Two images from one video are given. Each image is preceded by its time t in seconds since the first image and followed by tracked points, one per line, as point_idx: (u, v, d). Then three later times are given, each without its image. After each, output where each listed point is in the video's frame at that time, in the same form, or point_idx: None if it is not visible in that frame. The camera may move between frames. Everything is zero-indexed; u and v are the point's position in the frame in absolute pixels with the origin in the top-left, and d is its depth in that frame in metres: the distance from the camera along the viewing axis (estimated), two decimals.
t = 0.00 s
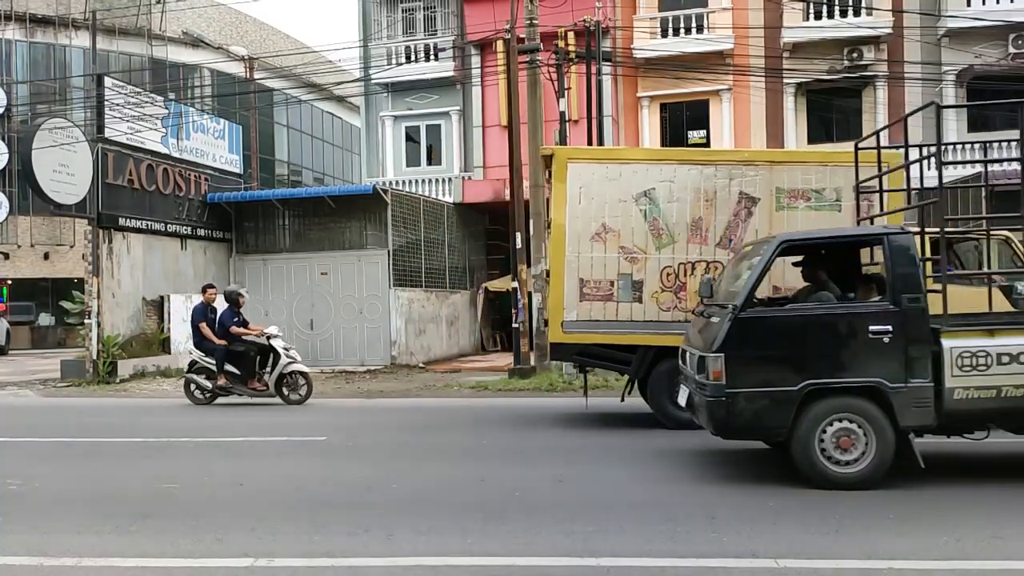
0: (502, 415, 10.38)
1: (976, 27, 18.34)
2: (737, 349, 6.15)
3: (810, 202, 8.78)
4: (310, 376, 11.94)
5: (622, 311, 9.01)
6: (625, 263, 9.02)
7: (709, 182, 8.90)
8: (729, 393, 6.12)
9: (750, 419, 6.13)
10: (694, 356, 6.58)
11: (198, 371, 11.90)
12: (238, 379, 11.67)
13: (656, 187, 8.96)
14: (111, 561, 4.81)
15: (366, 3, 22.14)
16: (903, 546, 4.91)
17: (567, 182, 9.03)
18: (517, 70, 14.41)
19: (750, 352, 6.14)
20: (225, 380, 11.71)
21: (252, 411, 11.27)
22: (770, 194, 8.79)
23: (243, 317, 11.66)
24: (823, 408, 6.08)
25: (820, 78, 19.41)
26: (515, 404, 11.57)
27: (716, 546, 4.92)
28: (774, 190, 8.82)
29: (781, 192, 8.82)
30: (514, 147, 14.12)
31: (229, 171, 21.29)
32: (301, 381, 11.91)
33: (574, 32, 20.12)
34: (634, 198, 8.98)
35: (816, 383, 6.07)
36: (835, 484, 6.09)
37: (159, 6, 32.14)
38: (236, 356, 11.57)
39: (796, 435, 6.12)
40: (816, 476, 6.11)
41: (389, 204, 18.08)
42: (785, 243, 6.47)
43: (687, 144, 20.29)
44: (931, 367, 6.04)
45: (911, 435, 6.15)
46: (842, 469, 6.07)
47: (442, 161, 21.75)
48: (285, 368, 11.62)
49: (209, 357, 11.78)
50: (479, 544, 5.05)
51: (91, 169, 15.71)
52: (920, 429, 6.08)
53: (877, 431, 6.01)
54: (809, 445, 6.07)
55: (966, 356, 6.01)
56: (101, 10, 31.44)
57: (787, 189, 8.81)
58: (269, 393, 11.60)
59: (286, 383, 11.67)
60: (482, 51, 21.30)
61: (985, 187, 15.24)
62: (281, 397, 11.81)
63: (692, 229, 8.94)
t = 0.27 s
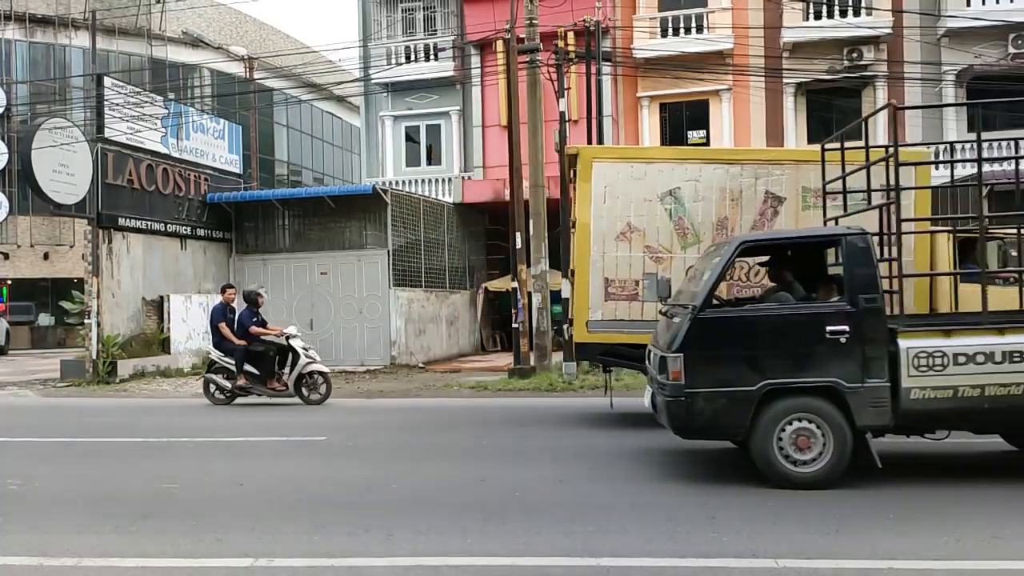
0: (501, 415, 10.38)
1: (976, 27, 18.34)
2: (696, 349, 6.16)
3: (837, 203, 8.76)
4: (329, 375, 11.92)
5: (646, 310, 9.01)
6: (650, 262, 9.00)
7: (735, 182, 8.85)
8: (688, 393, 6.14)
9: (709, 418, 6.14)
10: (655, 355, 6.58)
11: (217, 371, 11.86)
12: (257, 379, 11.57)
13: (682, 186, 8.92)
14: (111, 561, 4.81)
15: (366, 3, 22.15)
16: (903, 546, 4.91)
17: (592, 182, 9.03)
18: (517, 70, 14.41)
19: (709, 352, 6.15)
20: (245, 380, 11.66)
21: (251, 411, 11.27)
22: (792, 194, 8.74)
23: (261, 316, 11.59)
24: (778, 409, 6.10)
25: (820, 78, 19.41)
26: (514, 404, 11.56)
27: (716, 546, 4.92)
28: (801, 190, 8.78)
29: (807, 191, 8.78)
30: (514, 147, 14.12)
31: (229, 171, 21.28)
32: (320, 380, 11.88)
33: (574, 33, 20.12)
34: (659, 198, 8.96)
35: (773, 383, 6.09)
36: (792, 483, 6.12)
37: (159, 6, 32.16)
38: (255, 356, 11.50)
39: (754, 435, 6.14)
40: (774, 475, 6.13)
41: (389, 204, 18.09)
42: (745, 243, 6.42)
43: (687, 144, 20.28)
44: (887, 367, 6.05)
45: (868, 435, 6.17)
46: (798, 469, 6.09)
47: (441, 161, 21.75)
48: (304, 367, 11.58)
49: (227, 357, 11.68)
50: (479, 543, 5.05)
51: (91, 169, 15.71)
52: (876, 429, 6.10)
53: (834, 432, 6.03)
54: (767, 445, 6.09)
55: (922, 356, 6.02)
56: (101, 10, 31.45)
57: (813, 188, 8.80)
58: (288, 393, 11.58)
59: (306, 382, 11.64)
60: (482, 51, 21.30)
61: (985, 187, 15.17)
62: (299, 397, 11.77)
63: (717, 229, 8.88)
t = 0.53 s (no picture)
0: (501, 415, 10.38)
1: (975, 27, 18.34)
2: (651, 349, 6.16)
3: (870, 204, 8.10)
4: (351, 375, 11.89)
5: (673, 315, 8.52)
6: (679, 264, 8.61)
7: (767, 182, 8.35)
8: (642, 393, 6.14)
9: (663, 418, 6.15)
10: (614, 356, 6.59)
11: (238, 371, 11.81)
12: (280, 379, 11.57)
13: (712, 185, 8.45)
14: (112, 561, 4.80)
15: (366, 4, 22.15)
16: (903, 545, 4.91)
17: (620, 182, 8.66)
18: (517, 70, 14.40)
19: (663, 352, 6.15)
20: (267, 380, 11.62)
21: (251, 411, 11.28)
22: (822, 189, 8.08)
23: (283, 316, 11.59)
24: (731, 410, 6.10)
25: (820, 78, 19.41)
26: (514, 404, 11.56)
27: (715, 546, 4.92)
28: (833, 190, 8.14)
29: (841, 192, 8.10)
30: (514, 147, 14.12)
31: (229, 171, 21.27)
32: (342, 381, 11.84)
33: (574, 33, 20.12)
34: (688, 197, 8.50)
35: (726, 383, 6.08)
36: (746, 483, 6.15)
37: (159, 6, 32.19)
38: (278, 356, 11.49)
39: (708, 435, 6.15)
40: (728, 475, 6.16)
41: (389, 204, 18.09)
42: (701, 245, 6.48)
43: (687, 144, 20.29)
44: (840, 368, 6.05)
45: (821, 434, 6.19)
46: (751, 468, 6.13)
47: (441, 161, 21.76)
48: (326, 368, 11.55)
49: (249, 357, 11.65)
50: (479, 543, 5.05)
51: (91, 169, 15.71)
52: (829, 428, 6.12)
53: (788, 432, 6.05)
54: (721, 445, 6.11)
55: (874, 356, 6.01)
56: (101, 11, 31.47)
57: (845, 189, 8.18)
58: (311, 393, 11.54)
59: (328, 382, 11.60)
60: (482, 51, 21.32)
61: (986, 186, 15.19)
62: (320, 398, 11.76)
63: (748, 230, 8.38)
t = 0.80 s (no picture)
0: (500, 415, 10.38)
1: (975, 27, 18.34)
2: (610, 349, 6.18)
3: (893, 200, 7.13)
4: (371, 375, 11.90)
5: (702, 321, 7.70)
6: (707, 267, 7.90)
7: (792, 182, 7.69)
8: (602, 393, 6.17)
9: (624, 418, 6.17)
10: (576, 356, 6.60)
11: (258, 371, 11.74)
12: (299, 379, 11.54)
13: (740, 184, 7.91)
14: (111, 561, 4.80)
15: (366, 4, 22.15)
16: (903, 545, 4.92)
17: (644, 182, 7.95)
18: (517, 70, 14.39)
19: (623, 352, 6.16)
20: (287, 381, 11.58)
21: (250, 411, 11.29)
22: (855, 185, 7.38)
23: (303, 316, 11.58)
24: (691, 410, 6.13)
25: (820, 78, 19.41)
26: (514, 404, 11.56)
27: (715, 546, 4.92)
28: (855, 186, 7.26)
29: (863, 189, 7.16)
30: (513, 148, 14.11)
31: (229, 171, 21.27)
32: (362, 381, 11.84)
33: (574, 33, 20.11)
34: (714, 195, 7.90)
35: (686, 383, 6.10)
36: (706, 483, 6.18)
37: (159, 6, 32.21)
38: (298, 356, 11.46)
39: (668, 435, 6.16)
40: (689, 475, 6.19)
41: (389, 204, 18.10)
42: (662, 245, 6.39)
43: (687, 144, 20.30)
44: (798, 368, 6.07)
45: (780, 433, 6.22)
46: (711, 468, 6.15)
47: (441, 161, 21.76)
48: (346, 368, 11.54)
49: (268, 357, 11.60)
50: (479, 544, 5.05)
51: (90, 169, 15.71)
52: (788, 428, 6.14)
53: (748, 434, 6.08)
54: (682, 445, 6.13)
55: (831, 357, 6.01)
56: (102, 11, 31.49)
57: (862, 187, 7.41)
58: (331, 393, 11.53)
59: (348, 382, 11.60)
60: (482, 51, 21.35)
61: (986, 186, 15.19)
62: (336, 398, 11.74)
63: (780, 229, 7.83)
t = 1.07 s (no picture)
0: (500, 415, 10.38)
1: (975, 27, 18.34)
2: (570, 349, 6.25)
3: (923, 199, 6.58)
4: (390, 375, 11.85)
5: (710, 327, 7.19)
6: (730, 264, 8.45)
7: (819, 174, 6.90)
8: (562, 393, 6.24)
9: (583, 418, 6.24)
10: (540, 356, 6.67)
11: (278, 371, 11.71)
12: (319, 379, 11.51)
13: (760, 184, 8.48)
14: (111, 561, 4.80)
15: (366, 4, 22.15)
16: (904, 545, 4.91)
17: (671, 181, 8.48)
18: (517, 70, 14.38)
19: (585, 353, 6.22)
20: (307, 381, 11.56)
21: (249, 411, 11.30)
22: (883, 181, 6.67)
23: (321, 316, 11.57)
24: (650, 411, 6.18)
25: (820, 78, 19.42)
26: (513, 404, 11.56)
27: (714, 546, 4.92)
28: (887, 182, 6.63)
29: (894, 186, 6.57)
30: (513, 148, 14.10)
31: (229, 172, 21.26)
32: (381, 380, 11.79)
33: (574, 33, 20.11)
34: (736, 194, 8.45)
35: (645, 383, 6.14)
36: (664, 482, 6.23)
37: (159, 6, 32.24)
38: (318, 356, 11.44)
39: (628, 435, 6.21)
40: (647, 474, 6.23)
41: (389, 204, 18.09)
42: (624, 245, 6.43)
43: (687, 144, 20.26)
44: (757, 368, 6.09)
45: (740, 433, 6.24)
46: (671, 468, 6.20)
47: (441, 161, 21.76)
48: (366, 367, 11.51)
49: (288, 357, 11.55)
50: (479, 543, 5.05)
51: (90, 169, 15.70)
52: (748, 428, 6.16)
53: (707, 435, 6.12)
54: (640, 444, 6.17)
55: (789, 357, 6.04)
56: (102, 11, 31.51)
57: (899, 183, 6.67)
58: (351, 393, 11.49)
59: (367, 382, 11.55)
60: (482, 51, 21.33)
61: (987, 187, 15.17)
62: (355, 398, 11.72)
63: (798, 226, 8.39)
